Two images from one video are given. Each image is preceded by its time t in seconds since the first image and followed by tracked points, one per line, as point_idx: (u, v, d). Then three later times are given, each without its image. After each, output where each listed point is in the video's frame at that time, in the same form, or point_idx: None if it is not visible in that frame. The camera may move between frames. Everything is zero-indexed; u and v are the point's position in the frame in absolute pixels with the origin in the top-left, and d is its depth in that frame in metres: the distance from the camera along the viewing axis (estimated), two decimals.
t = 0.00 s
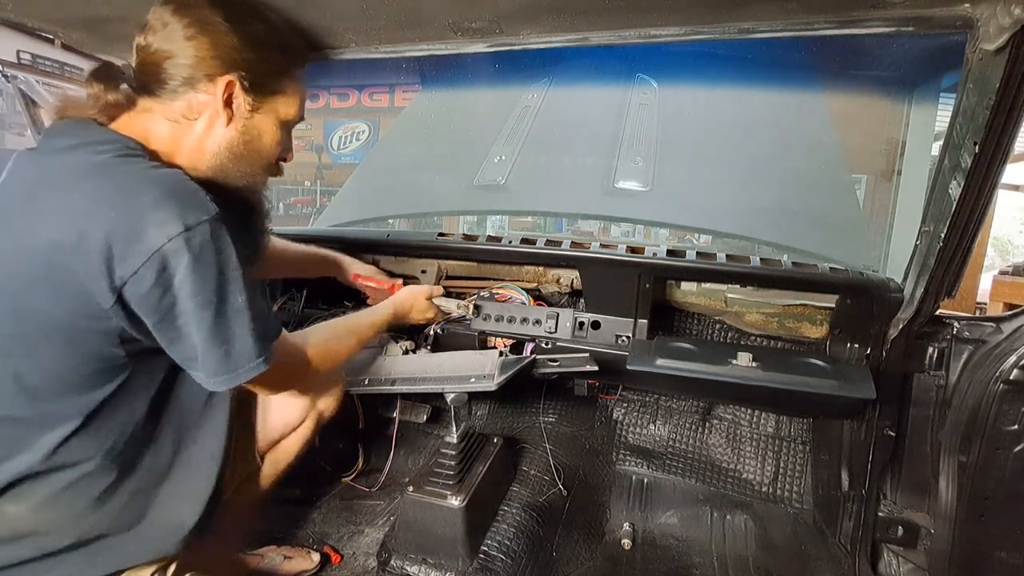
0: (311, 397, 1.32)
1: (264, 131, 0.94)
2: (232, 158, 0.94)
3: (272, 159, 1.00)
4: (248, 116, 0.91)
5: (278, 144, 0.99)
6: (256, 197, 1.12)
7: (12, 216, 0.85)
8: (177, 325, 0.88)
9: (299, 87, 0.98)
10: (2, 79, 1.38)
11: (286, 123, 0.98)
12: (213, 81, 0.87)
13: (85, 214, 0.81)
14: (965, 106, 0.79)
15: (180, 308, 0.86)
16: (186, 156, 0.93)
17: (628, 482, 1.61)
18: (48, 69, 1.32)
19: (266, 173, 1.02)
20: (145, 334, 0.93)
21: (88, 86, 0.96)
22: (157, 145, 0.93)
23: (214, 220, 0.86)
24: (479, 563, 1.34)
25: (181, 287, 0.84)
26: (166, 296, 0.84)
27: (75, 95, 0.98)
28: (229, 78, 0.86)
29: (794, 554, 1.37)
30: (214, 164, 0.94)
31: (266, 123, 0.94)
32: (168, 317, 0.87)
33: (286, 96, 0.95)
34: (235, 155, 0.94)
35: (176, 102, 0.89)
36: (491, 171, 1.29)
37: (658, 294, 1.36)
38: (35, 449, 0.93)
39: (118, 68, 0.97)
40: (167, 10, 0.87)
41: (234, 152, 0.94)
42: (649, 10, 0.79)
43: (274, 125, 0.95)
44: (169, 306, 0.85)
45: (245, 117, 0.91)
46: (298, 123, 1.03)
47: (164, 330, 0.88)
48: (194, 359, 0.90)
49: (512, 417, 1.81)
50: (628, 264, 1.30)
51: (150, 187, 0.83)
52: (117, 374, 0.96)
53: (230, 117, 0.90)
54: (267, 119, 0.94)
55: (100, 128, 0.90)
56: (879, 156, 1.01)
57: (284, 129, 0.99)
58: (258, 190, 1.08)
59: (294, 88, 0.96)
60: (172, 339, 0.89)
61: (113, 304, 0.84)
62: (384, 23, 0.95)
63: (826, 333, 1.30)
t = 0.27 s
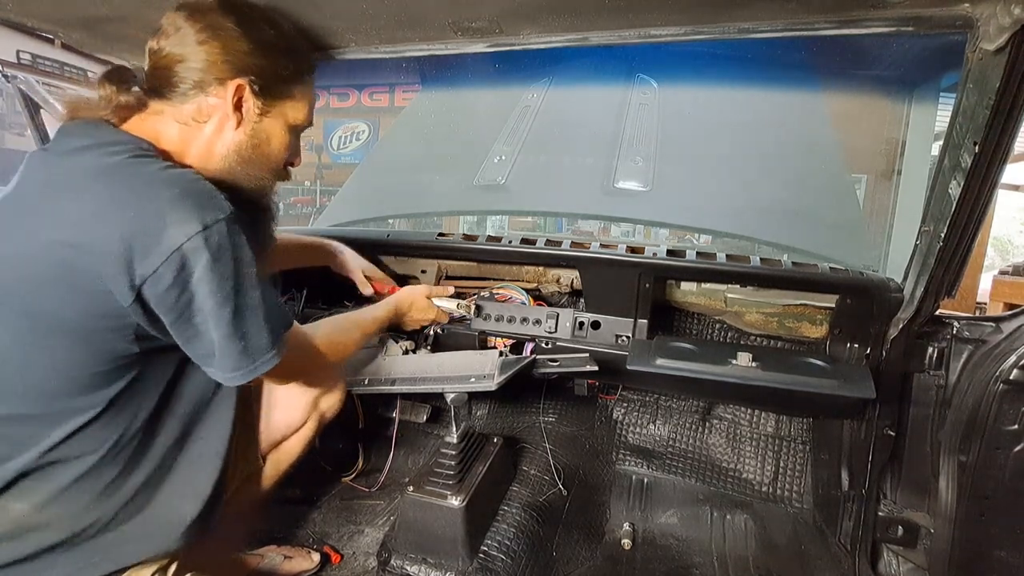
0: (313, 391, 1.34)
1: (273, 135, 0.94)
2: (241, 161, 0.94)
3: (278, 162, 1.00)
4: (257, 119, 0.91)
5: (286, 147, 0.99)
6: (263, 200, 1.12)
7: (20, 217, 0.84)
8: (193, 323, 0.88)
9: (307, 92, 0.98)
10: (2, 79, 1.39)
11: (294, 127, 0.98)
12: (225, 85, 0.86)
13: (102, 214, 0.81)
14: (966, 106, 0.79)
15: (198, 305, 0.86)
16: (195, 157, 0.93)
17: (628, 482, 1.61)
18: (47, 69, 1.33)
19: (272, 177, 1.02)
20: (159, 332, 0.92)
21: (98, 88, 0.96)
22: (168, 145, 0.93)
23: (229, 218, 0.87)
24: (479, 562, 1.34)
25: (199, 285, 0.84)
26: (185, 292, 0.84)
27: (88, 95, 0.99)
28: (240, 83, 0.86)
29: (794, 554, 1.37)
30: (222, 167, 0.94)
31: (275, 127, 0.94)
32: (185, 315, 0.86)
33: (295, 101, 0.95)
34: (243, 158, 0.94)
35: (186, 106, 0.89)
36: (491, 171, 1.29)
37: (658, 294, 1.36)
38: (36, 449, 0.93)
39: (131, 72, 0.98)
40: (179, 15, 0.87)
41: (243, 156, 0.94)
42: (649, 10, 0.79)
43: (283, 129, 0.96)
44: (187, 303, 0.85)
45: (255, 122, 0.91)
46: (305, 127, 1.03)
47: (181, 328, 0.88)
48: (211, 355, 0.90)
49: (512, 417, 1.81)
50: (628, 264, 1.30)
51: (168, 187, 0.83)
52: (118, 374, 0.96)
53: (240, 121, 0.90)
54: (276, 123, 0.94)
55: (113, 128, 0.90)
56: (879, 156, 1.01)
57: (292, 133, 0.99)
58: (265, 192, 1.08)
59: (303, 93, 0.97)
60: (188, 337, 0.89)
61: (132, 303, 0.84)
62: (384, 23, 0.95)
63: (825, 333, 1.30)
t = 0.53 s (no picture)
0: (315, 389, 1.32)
1: (277, 137, 0.94)
2: (245, 164, 0.94)
3: (283, 165, 1.00)
4: (261, 121, 0.91)
5: (290, 150, 0.99)
6: (270, 205, 1.12)
7: (28, 218, 0.84)
8: (200, 322, 0.87)
9: (312, 92, 0.98)
10: (2, 79, 1.38)
11: (298, 129, 0.98)
12: (229, 88, 0.86)
13: (108, 215, 0.81)
14: (966, 105, 0.79)
15: (204, 304, 0.86)
16: (200, 159, 0.93)
17: (628, 481, 1.61)
18: (47, 69, 1.33)
19: (279, 180, 1.02)
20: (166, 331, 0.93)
21: (103, 89, 0.96)
22: (172, 146, 0.93)
23: (236, 217, 0.86)
24: (479, 562, 1.34)
25: (205, 284, 0.84)
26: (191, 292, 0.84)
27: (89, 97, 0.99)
28: (245, 86, 0.86)
29: (794, 554, 1.37)
30: (226, 169, 0.94)
31: (279, 129, 0.94)
32: (191, 315, 0.86)
33: (299, 103, 0.95)
34: (248, 161, 0.94)
35: (190, 108, 0.89)
36: (491, 171, 1.29)
37: (658, 294, 1.36)
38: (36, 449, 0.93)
39: (134, 74, 0.98)
40: (184, 17, 0.88)
41: (248, 158, 0.94)
42: (649, 10, 0.79)
43: (286, 131, 0.96)
44: (193, 303, 0.85)
45: (259, 124, 0.91)
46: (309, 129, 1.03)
47: (187, 328, 0.88)
48: (217, 355, 0.90)
49: (512, 417, 1.81)
50: (628, 264, 1.30)
51: (174, 187, 0.83)
52: (118, 375, 0.96)
53: (244, 123, 0.90)
54: (279, 125, 0.94)
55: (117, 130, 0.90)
56: (880, 156, 1.01)
57: (296, 135, 0.99)
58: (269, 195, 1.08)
59: (307, 96, 0.97)
60: (194, 336, 0.89)
61: (138, 303, 0.84)
62: (384, 23, 0.95)
63: (825, 332, 1.30)
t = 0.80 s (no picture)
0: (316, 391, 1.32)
1: (285, 144, 0.95)
2: (254, 170, 0.94)
3: (291, 171, 1.00)
4: (271, 130, 0.91)
5: (298, 157, 0.99)
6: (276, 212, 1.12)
7: (35, 220, 0.84)
8: (207, 325, 0.87)
9: (322, 101, 0.98)
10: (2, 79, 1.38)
11: (306, 136, 0.98)
12: (240, 95, 0.87)
13: (118, 218, 0.81)
14: (966, 106, 0.79)
15: (212, 308, 0.86)
16: (209, 164, 0.93)
17: (628, 482, 1.61)
18: (47, 69, 1.34)
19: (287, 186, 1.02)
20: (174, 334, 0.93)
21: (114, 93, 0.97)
22: (181, 150, 0.92)
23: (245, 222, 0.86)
24: (479, 562, 1.34)
25: (214, 288, 0.84)
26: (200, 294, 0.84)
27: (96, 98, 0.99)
28: (255, 93, 0.87)
29: (794, 554, 1.37)
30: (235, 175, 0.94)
31: (288, 136, 0.94)
32: (199, 317, 0.86)
33: (308, 112, 0.95)
34: (257, 167, 0.94)
35: (202, 114, 0.89)
36: (491, 172, 1.29)
37: (658, 294, 1.36)
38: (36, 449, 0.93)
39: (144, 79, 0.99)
40: (196, 25, 0.88)
41: (257, 164, 0.94)
42: (650, 10, 0.79)
43: (295, 138, 0.96)
44: (201, 305, 0.85)
45: (268, 131, 0.91)
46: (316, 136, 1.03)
47: (195, 330, 0.88)
48: (223, 357, 0.90)
49: (512, 417, 1.81)
50: (628, 264, 1.30)
51: (185, 191, 0.83)
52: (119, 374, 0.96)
53: (254, 130, 0.90)
54: (288, 132, 0.94)
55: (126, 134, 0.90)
56: (879, 156, 1.01)
57: (303, 142, 0.99)
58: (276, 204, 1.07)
59: (317, 103, 0.97)
60: (201, 339, 0.89)
61: (148, 306, 0.84)
62: (384, 23, 0.95)
63: (825, 333, 1.30)
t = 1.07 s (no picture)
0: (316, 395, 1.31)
1: (282, 139, 0.95)
2: (251, 165, 0.94)
3: (287, 167, 1.00)
4: (266, 123, 0.92)
5: (294, 152, 0.99)
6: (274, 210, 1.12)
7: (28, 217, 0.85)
8: (200, 321, 0.87)
9: (318, 96, 0.99)
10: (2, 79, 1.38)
11: (303, 131, 0.99)
12: (234, 89, 0.87)
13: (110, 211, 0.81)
14: (965, 106, 0.79)
15: (205, 303, 0.85)
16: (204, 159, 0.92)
17: (628, 482, 1.61)
18: (47, 69, 1.34)
19: (283, 182, 1.02)
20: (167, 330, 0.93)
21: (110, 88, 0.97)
22: (178, 144, 0.92)
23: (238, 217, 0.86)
24: (479, 562, 1.34)
25: (206, 283, 0.84)
26: (195, 292, 0.84)
27: (94, 95, 0.99)
28: (250, 87, 0.87)
29: (794, 554, 1.37)
30: (230, 170, 0.93)
31: (283, 131, 0.95)
32: (192, 313, 0.86)
33: (304, 105, 0.96)
34: (253, 162, 0.94)
35: (197, 108, 0.89)
36: (491, 171, 1.29)
37: (657, 294, 1.36)
38: (37, 447, 0.93)
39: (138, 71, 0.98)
40: (190, 19, 0.89)
41: (253, 159, 0.94)
42: (649, 10, 0.79)
43: (292, 133, 0.96)
44: (196, 302, 0.85)
45: (263, 125, 0.92)
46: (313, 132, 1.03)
47: (188, 326, 0.87)
48: (217, 354, 0.90)
49: (512, 417, 1.80)
50: (628, 264, 1.30)
51: (175, 184, 0.82)
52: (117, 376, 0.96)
53: (249, 124, 0.90)
54: (285, 127, 0.95)
55: (124, 129, 0.90)
56: (879, 156, 1.01)
57: (300, 136, 0.99)
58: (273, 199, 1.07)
59: (312, 98, 0.97)
60: (196, 336, 0.89)
61: (138, 300, 0.84)
62: (384, 23, 0.95)
63: (825, 332, 1.30)
